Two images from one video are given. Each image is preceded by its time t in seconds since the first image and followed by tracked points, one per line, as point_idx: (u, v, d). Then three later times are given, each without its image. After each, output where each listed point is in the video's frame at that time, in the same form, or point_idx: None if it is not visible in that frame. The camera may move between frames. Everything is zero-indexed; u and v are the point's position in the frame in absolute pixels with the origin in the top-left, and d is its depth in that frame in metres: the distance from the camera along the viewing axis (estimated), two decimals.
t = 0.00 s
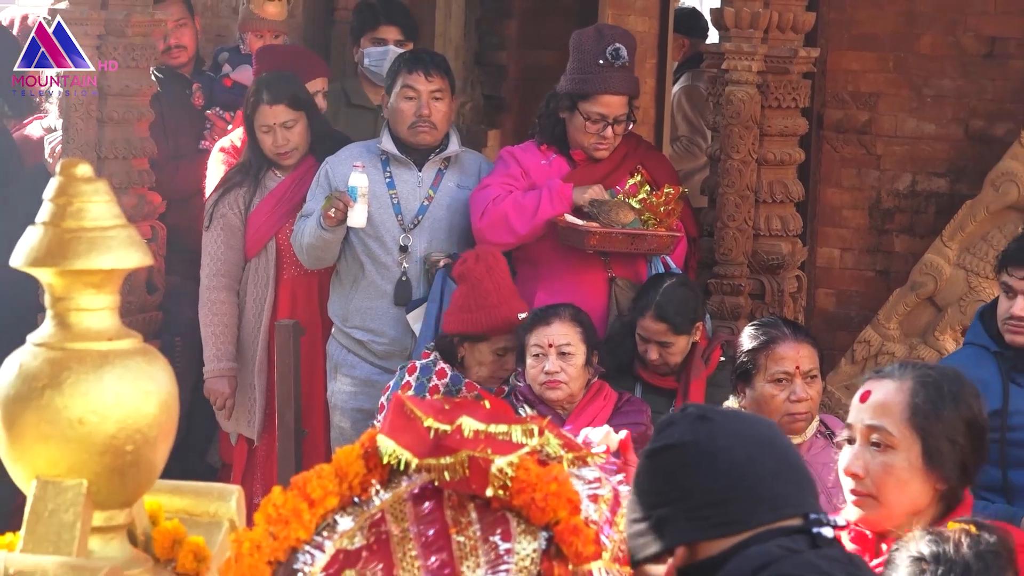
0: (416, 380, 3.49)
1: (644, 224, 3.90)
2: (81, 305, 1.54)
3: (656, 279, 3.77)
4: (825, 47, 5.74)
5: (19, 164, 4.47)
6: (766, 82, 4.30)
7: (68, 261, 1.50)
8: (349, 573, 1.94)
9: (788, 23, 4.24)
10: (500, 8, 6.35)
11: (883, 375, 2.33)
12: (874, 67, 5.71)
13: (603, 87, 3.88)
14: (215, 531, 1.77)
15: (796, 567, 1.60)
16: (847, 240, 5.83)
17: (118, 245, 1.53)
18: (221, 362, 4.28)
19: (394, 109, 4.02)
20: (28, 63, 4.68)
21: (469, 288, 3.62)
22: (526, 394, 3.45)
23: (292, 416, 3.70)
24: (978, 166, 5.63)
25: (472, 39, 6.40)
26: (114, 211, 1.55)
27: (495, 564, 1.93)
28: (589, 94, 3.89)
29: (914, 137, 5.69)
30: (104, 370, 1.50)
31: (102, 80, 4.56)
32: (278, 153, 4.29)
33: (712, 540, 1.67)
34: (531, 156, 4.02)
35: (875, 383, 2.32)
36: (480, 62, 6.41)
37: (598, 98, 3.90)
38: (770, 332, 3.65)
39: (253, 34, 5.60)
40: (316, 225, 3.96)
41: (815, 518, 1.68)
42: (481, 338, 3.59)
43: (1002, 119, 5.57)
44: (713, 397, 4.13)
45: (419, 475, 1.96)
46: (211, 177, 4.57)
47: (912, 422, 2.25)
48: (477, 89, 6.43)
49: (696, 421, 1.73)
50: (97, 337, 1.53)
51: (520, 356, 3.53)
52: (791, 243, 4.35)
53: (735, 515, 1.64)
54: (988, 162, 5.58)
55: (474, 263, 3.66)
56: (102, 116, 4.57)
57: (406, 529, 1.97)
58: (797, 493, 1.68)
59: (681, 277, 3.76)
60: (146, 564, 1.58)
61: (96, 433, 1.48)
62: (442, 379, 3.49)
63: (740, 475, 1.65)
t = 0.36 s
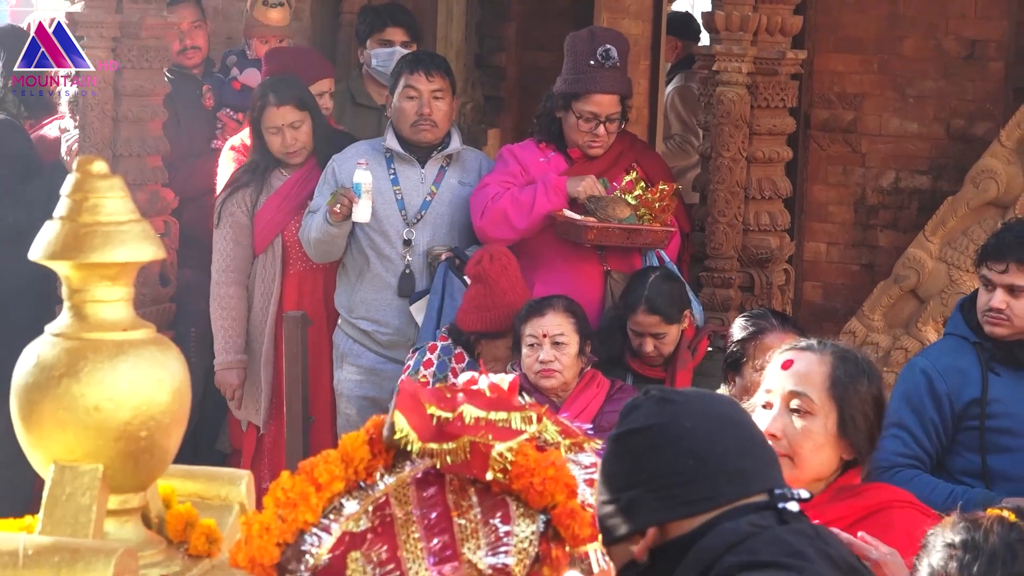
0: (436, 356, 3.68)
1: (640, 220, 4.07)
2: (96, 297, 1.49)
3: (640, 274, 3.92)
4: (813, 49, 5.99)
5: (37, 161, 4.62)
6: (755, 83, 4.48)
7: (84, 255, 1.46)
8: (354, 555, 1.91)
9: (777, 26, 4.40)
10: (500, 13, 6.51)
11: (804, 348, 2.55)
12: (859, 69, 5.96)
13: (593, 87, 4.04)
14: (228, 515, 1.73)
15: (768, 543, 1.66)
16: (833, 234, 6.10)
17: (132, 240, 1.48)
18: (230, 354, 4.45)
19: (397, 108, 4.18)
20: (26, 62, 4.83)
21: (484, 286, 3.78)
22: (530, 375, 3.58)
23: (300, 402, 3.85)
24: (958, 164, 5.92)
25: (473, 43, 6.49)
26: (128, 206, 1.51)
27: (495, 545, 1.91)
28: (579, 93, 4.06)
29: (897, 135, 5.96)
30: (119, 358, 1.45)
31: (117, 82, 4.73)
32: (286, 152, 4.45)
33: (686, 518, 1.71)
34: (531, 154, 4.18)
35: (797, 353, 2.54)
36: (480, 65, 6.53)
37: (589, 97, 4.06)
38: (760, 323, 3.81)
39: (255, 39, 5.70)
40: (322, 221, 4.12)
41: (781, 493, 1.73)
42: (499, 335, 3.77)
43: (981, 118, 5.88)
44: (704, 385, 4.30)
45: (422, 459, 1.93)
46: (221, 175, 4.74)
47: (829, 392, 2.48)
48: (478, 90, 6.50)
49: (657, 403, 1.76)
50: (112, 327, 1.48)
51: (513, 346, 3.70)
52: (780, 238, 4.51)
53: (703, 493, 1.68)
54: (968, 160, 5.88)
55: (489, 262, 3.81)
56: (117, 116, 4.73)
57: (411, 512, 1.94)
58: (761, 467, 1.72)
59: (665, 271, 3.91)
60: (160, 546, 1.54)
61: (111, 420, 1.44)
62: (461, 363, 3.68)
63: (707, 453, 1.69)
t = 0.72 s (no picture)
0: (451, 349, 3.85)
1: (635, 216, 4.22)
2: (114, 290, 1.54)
3: (636, 270, 4.10)
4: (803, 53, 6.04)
5: (56, 160, 4.82)
6: (749, 86, 4.63)
7: (102, 249, 1.51)
8: (363, 539, 1.99)
9: (770, 31, 4.56)
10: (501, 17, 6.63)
11: (808, 341, 2.67)
12: (848, 71, 6.04)
13: (575, 87, 4.22)
14: (241, 500, 1.83)
15: (764, 527, 1.59)
16: (824, 232, 6.17)
17: (150, 236, 1.53)
18: (240, 340, 4.65)
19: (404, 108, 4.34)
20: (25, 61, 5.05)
21: (492, 281, 3.91)
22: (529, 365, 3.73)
23: (311, 392, 4.01)
24: (944, 163, 5.99)
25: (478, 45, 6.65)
26: (145, 202, 1.56)
27: (498, 530, 2.00)
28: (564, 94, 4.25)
29: (885, 137, 6.03)
30: (138, 349, 1.50)
31: (136, 83, 4.91)
32: (340, 129, 4.65)
33: (688, 495, 1.60)
34: (531, 153, 4.32)
35: (800, 346, 2.67)
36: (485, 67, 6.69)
37: (572, 98, 4.24)
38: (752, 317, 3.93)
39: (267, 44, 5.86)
40: (331, 216, 4.29)
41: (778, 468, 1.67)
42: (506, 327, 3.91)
43: (967, 120, 5.94)
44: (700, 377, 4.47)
45: (429, 447, 2.02)
46: (236, 172, 4.93)
47: (830, 384, 2.60)
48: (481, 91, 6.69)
49: (653, 369, 1.66)
50: (130, 319, 1.53)
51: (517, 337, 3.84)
52: (773, 234, 4.67)
53: (708, 464, 1.59)
54: (954, 159, 5.94)
55: (495, 258, 3.94)
56: (135, 116, 4.90)
57: (417, 498, 2.01)
58: (758, 441, 1.66)
59: (660, 266, 4.08)
60: (177, 530, 1.61)
61: (130, 409, 1.48)
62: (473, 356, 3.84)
63: (713, 424, 1.61)
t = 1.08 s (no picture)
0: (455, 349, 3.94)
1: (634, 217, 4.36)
2: (134, 284, 1.62)
3: (635, 268, 4.26)
4: (798, 58, 6.25)
5: (77, 160, 5.05)
6: (746, 90, 4.81)
7: (123, 246, 1.59)
8: (372, 526, 2.08)
9: (766, 38, 4.75)
10: (505, 25, 6.76)
11: (806, 331, 2.67)
12: (841, 77, 6.22)
13: (566, 88, 4.37)
14: (256, 488, 1.96)
15: (753, 529, 1.59)
16: (817, 231, 6.36)
17: (171, 233, 1.62)
18: (258, 323, 4.80)
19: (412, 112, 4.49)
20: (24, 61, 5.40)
21: (486, 281, 4.04)
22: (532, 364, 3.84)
23: (323, 386, 4.17)
24: (933, 166, 6.12)
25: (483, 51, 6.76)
26: (165, 201, 1.65)
27: (503, 517, 2.10)
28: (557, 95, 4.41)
29: (876, 139, 6.19)
30: (156, 343, 1.59)
31: (154, 87, 5.06)
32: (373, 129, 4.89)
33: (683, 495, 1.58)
34: (531, 157, 4.47)
35: (799, 336, 2.66)
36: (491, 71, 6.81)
37: (564, 99, 4.38)
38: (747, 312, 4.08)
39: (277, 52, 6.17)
40: (341, 216, 4.46)
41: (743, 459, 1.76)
42: (502, 322, 4.03)
43: (954, 124, 6.06)
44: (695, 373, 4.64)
45: (436, 438, 2.15)
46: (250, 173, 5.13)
47: (825, 376, 2.60)
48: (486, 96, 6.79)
49: (619, 369, 1.58)
50: (148, 313, 1.62)
51: (522, 332, 3.95)
52: (767, 234, 4.85)
53: (700, 457, 1.58)
54: (942, 162, 6.07)
55: (488, 259, 4.07)
56: (155, 118, 5.06)
57: (425, 486, 2.12)
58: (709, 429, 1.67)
59: (659, 265, 4.25)
60: (193, 517, 1.72)
61: (148, 401, 1.57)
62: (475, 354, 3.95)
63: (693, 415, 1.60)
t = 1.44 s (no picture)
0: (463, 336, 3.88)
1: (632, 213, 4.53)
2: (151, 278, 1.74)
3: (635, 262, 4.43)
4: (791, 61, 6.43)
5: (93, 160, 5.24)
6: (741, 91, 4.99)
7: (141, 241, 1.70)
8: (381, 511, 2.04)
9: (760, 40, 4.93)
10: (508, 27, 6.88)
11: (778, 318, 2.87)
12: (832, 79, 6.40)
13: (574, 78, 4.54)
14: (268, 474, 2.06)
15: (767, 543, 1.69)
16: (810, 227, 6.53)
17: (185, 229, 1.73)
18: (276, 315, 5.03)
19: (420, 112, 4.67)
20: (28, 62, 5.83)
21: (483, 269, 4.21)
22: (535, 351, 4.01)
23: (334, 374, 4.34)
24: (922, 164, 6.34)
25: (487, 54, 6.92)
26: (181, 198, 1.76)
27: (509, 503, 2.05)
28: (563, 87, 4.57)
29: (867, 138, 6.39)
30: (173, 334, 1.70)
31: (171, 87, 5.30)
32: (382, 128, 5.08)
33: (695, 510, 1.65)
34: (532, 156, 4.63)
35: (771, 323, 2.86)
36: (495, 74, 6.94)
37: (572, 89, 4.55)
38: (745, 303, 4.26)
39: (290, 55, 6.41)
40: (350, 213, 4.64)
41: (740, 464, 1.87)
42: (508, 305, 4.21)
43: (942, 124, 6.27)
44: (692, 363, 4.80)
45: (443, 426, 2.09)
46: (263, 171, 5.33)
47: (797, 362, 2.81)
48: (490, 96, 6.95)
49: (623, 390, 1.63)
50: (164, 305, 1.73)
51: (525, 323, 4.10)
52: (762, 229, 5.02)
53: (704, 471, 1.64)
54: (931, 161, 6.29)
55: (481, 249, 4.24)
56: (172, 117, 5.28)
57: (432, 471, 2.08)
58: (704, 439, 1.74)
59: (656, 258, 4.42)
60: (208, 501, 1.83)
61: (165, 389, 1.68)
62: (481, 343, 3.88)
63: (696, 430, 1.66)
